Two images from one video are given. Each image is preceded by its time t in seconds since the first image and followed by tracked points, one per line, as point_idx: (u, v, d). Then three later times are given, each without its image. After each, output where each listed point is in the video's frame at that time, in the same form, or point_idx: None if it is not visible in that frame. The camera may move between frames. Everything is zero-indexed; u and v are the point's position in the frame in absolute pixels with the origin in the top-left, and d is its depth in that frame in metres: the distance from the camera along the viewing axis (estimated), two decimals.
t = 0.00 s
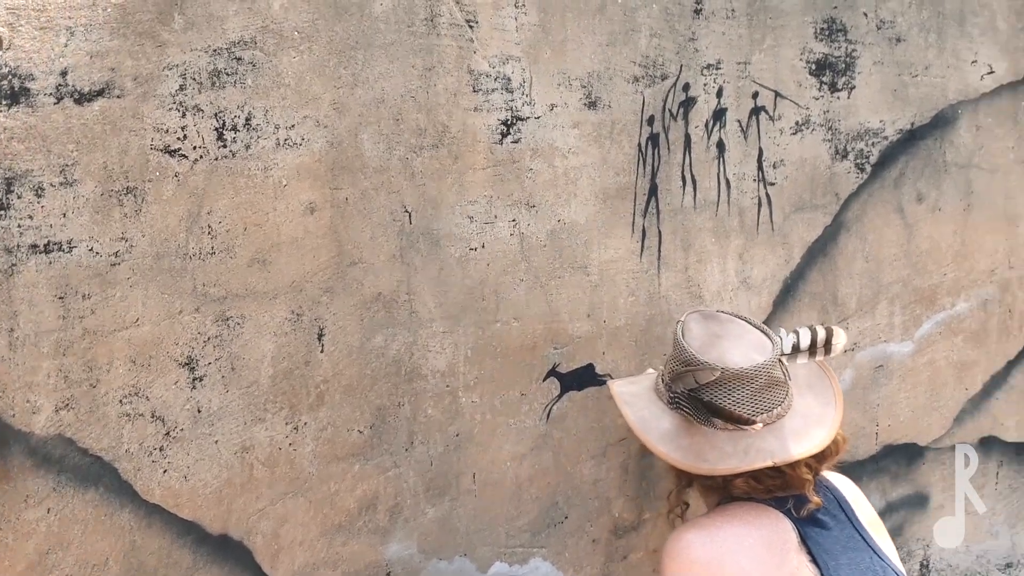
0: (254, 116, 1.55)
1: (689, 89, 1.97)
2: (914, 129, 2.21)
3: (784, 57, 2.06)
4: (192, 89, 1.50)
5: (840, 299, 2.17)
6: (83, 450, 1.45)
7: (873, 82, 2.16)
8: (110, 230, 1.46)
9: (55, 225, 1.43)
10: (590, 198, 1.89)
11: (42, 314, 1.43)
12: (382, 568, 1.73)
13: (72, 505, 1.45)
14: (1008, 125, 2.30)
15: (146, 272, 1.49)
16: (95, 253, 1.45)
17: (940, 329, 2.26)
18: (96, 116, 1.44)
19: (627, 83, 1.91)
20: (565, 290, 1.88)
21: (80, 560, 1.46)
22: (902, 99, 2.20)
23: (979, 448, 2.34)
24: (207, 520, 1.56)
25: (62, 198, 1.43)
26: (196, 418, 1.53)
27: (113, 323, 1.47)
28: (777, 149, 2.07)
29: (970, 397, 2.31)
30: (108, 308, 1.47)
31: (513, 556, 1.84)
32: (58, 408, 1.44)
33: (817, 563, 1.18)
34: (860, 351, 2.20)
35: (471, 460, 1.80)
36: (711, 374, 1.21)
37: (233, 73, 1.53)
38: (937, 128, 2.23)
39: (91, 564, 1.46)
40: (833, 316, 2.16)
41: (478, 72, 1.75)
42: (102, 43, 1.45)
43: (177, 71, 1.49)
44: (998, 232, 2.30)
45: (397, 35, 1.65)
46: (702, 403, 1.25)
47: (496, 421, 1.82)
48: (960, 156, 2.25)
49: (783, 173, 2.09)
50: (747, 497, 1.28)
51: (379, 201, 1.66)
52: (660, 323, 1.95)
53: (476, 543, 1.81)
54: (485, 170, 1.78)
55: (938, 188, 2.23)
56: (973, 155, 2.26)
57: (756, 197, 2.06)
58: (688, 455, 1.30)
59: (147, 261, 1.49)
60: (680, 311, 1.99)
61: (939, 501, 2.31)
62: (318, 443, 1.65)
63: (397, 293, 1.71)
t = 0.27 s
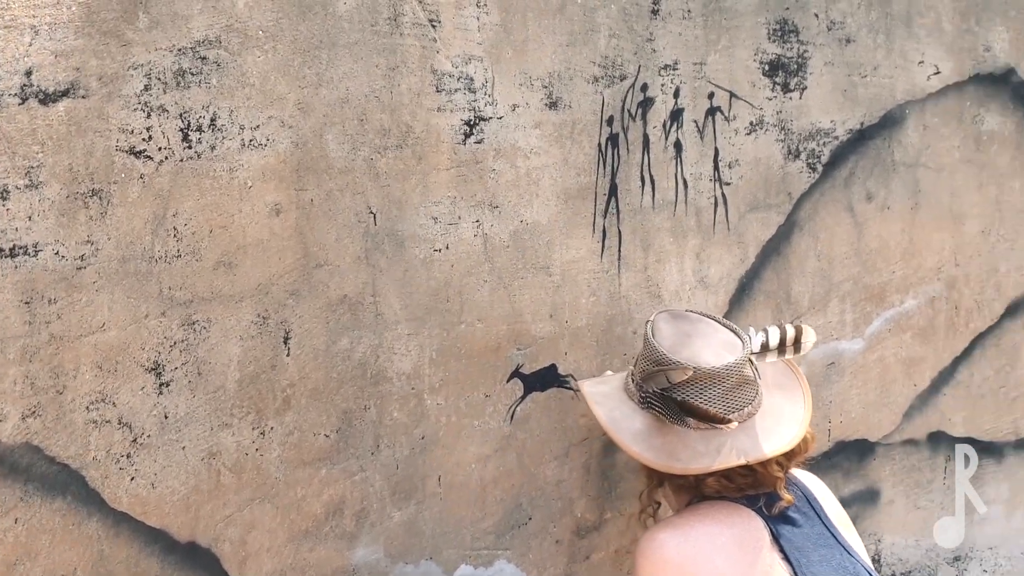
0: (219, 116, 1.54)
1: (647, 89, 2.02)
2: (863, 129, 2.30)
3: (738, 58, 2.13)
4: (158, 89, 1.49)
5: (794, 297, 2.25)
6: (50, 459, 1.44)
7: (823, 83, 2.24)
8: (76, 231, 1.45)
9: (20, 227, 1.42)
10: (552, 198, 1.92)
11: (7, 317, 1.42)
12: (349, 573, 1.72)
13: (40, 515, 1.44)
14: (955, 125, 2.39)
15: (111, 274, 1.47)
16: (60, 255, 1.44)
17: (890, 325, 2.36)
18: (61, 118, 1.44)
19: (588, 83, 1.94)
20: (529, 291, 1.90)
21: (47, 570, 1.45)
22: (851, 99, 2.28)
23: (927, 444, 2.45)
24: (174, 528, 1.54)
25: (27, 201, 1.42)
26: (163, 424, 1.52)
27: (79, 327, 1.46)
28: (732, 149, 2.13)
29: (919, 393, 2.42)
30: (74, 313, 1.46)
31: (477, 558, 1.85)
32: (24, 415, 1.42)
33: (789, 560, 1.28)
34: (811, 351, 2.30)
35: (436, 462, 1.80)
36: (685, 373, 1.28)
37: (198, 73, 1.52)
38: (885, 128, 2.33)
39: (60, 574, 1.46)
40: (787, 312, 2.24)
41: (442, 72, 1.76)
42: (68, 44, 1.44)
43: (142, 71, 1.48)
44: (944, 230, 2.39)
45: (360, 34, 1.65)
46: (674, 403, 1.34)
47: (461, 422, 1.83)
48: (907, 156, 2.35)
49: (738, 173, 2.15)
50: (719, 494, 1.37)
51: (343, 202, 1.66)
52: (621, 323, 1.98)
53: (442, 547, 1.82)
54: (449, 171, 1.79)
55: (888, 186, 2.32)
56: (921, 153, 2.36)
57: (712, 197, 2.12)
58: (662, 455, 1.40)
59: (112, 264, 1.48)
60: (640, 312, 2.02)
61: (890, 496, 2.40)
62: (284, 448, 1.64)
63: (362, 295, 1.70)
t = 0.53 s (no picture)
0: (203, 114, 1.52)
1: (623, 88, 2.05)
2: (832, 128, 2.37)
3: (712, 57, 2.16)
4: (141, 87, 1.46)
5: (765, 295, 2.31)
6: (35, 464, 1.40)
7: (793, 81, 2.29)
8: (59, 233, 1.41)
9: (4, 228, 1.37)
10: (531, 197, 1.95)
11: None
12: None
13: (26, 523, 1.40)
14: (922, 122, 2.49)
15: (95, 276, 1.44)
16: (44, 257, 1.40)
17: (859, 323, 2.46)
18: (46, 117, 1.40)
19: (565, 81, 1.96)
20: (508, 290, 1.93)
21: None
22: (820, 98, 2.34)
23: (895, 440, 2.57)
24: (158, 533, 1.52)
25: (12, 201, 1.38)
26: (147, 428, 1.49)
27: (62, 329, 1.42)
28: (705, 148, 2.18)
29: (886, 389, 2.54)
30: (58, 315, 1.42)
31: (458, 559, 1.88)
32: (7, 421, 1.38)
33: (777, 557, 1.32)
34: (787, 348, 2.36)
35: (418, 464, 1.82)
36: (675, 372, 1.31)
37: (181, 71, 1.50)
38: (854, 126, 2.40)
39: None
40: (759, 310, 2.31)
41: (422, 70, 1.76)
42: (51, 41, 1.40)
43: (125, 69, 1.45)
44: (911, 229, 2.50)
45: (341, 31, 1.65)
46: (663, 403, 1.36)
47: (442, 422, 1.85)
48: (876, 154, 2.43)
49: (712, 171, 2.19)
50: (708, 494, 1.41)
51: (325, 202, 1.65)
52: (598, 323, 2.04)
53: (425, 548, 1.84)
54: (429, 170, 1.80)
55: (857, 185, 2.41)
56: (889, 151, 2.45)
57: (687, 195, 2.16)
58: (651, 454, 1.42)
59: (96, 265, 1.44)
60: (616, 311, 2.08)
61: (859, 492, 2.52)
62: (267, 451, 1.63)
63: (344, 296, 1.70)
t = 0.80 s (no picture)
0: (190, 106, 1.49)
1: (605, 80, 2.05)
2: (808, 120, 2.41)
3: (691, 49, 2.18)
4: (128, 78, 1.43)
5: (744, 288, 2.35)
6: (25, 463, 1.37)
7: (770, 74, 2.32)
8: (47, 226, 1.38)
9: None
10: (515, 190, 1.95)
11: None
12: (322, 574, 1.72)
13: (17, 524, 1.37)
14: (894, 115, 2.54)
15: (84, 270, 1.41)
16: (32, 251, 1.37)
17: (834, 315, 2.53)
18: (33, 107, 1.36)
19: (548, 73, 1.97)
20: (494, 284, 1.93)
21: None
22: (797, 90, 2.38)
23: (870, 433, 2.67)
24: (149, 533, 1.49)
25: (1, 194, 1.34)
26: (137, 426, 1.47)
27: (51, 325, 1.39)
28: (685, 141, 2.20)
29: (861, 380, 2.62)
30: (47, 311, 1.38)
31: (446, 555, 1.89)
32: None
33: (775, 549, 1.34)
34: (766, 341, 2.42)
35: (406, 459, 1.82)
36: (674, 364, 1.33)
37: (168, 61, 1.47)
38: (829, 119, 2.45)
39: None
40: (737, 303, 2.35)
41: (406, 62, 1.75)
42: (37, 30, 1.35)
43: (111, 59, 1.41)
44: (885, 222, 2.57)
45: (327, 22, 1.63)
46: (660, 395, 1.37)
47: (430, 418, 1.84)
48: (850, 147, 2.48)
49: (692, 164, 2.22)
50: (704, 487, 1.41)
51: (313, 194, 1.64)
52: (582, 317, 2.06)
53: (414, 544, 1.84)
54: (414, 163, 1.79)
55: (833, 177, 2.46)
56: (864, 144, 2.50)
57: (667, 188, 2.19)
58: (648, 448, 1.42)
59: (85, 259, 1.41)
60: (599, 305, 2.10)
61: (836, 483, 2.62)
62: (257, 449, 1.62)
63: (332, 290, 1.69)
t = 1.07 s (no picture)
0: (200, 88, 1.48)
1: (609, 64, 2.04)
2: (808, 106, 2.40)
3: (694, 34, 2.16)
4: (140, 59, 1.41)
5: (744, 274, 2.35)
6: (39, 450, 1.36)
7: (772, 59, 2.31)
8: (60, 210, 1.36)
9: (6, 205, 1.31)
10: (520, 175, 1.94)
11: None
12: (331, 561, 1.72)
13: (31, 512, 1.36)
14: (893, 100, 2.54)
15: (96, 255, 1.40)
16: (45, 235, 1.35)
17: (833, 301, 2.54)
18: (46, 90, 1.33)
19: (553, 57, 1.95)
20: (499, 270, 1.93)
21: (38, 568, 1.37)
22: (798, 75, 2.37)
23: (868, 419, 2.68)
24: (161, 520, 1.49)
25: (14, 177, 1.32)
26: (149, 412, 1.46)
27: (65, 310, 1.37)
28: (687, 127, 2.19)
29: (859, 366, 2.63)
30: (60, 296, 1.37)
31: (452, 542, 1.89)
32: (11, 406, 1.33)
33: (792, 535, 1.35)
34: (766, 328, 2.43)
35: (413, 446, 1.81)
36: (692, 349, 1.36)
37: (179, 43, 1.45)
38: (829, 104, 2.44)
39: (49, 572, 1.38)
40: (738, 289, 2.35)
41: (414, 45, 1.74)
42: (49, 11, 1.33)
43: (123, 40, 1.39)
44: (883, 208, 2.57)
45: (335, 4, 1.61)
46: (676, 380, 1.40)
47: (436, 405, 1.84)
48: (850, 133, 2.48)
49: (694, 150, 2.21)
50: (720, 472, 1.42)
51: (322, 177, 1.63)
52: (585, 303, 2.06)
53: (420, 531, 1.85)
54: (421, 147, 1.78)
55: (832, 163, 2.46)
56: (863, 129, 2.50)
57: (670, 173, 2.18)
58: (665, 434, 1.41)
59: (97, 244, 1.40)
60: (602, 291, 2.10)
61: (834, 469, 2.64)
62: (267, 435, 1.61)
63: (340, 275, 1.68)
